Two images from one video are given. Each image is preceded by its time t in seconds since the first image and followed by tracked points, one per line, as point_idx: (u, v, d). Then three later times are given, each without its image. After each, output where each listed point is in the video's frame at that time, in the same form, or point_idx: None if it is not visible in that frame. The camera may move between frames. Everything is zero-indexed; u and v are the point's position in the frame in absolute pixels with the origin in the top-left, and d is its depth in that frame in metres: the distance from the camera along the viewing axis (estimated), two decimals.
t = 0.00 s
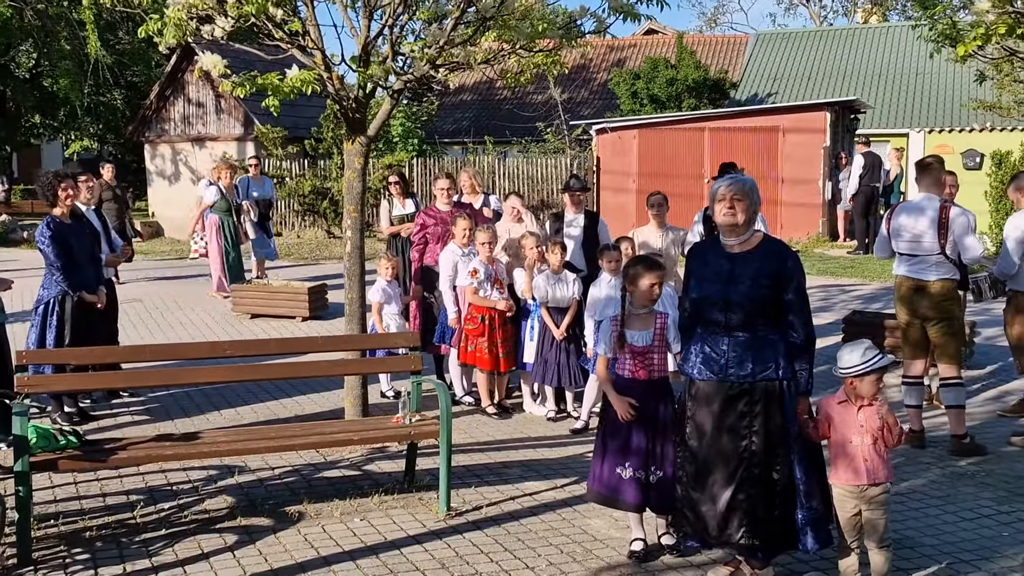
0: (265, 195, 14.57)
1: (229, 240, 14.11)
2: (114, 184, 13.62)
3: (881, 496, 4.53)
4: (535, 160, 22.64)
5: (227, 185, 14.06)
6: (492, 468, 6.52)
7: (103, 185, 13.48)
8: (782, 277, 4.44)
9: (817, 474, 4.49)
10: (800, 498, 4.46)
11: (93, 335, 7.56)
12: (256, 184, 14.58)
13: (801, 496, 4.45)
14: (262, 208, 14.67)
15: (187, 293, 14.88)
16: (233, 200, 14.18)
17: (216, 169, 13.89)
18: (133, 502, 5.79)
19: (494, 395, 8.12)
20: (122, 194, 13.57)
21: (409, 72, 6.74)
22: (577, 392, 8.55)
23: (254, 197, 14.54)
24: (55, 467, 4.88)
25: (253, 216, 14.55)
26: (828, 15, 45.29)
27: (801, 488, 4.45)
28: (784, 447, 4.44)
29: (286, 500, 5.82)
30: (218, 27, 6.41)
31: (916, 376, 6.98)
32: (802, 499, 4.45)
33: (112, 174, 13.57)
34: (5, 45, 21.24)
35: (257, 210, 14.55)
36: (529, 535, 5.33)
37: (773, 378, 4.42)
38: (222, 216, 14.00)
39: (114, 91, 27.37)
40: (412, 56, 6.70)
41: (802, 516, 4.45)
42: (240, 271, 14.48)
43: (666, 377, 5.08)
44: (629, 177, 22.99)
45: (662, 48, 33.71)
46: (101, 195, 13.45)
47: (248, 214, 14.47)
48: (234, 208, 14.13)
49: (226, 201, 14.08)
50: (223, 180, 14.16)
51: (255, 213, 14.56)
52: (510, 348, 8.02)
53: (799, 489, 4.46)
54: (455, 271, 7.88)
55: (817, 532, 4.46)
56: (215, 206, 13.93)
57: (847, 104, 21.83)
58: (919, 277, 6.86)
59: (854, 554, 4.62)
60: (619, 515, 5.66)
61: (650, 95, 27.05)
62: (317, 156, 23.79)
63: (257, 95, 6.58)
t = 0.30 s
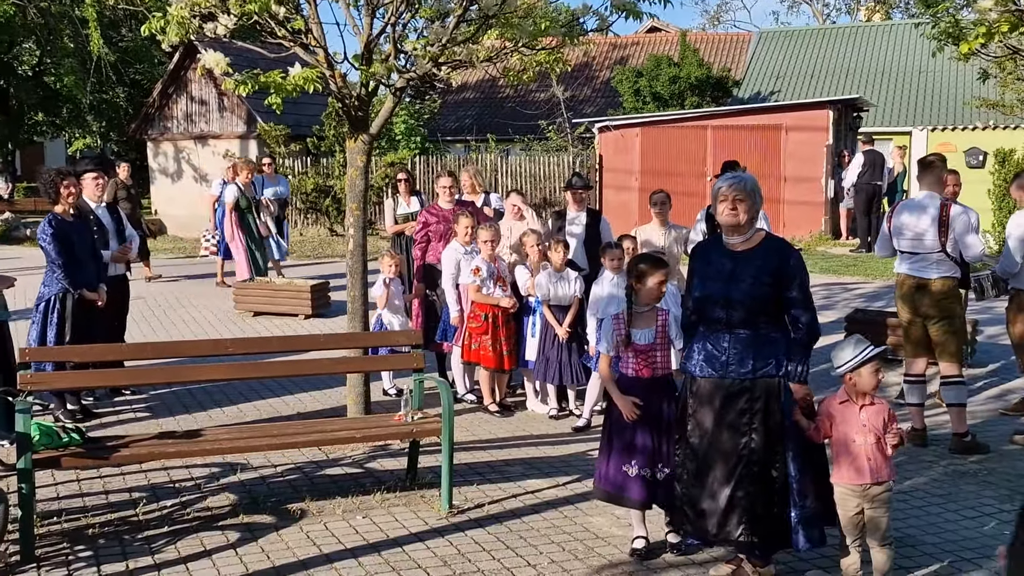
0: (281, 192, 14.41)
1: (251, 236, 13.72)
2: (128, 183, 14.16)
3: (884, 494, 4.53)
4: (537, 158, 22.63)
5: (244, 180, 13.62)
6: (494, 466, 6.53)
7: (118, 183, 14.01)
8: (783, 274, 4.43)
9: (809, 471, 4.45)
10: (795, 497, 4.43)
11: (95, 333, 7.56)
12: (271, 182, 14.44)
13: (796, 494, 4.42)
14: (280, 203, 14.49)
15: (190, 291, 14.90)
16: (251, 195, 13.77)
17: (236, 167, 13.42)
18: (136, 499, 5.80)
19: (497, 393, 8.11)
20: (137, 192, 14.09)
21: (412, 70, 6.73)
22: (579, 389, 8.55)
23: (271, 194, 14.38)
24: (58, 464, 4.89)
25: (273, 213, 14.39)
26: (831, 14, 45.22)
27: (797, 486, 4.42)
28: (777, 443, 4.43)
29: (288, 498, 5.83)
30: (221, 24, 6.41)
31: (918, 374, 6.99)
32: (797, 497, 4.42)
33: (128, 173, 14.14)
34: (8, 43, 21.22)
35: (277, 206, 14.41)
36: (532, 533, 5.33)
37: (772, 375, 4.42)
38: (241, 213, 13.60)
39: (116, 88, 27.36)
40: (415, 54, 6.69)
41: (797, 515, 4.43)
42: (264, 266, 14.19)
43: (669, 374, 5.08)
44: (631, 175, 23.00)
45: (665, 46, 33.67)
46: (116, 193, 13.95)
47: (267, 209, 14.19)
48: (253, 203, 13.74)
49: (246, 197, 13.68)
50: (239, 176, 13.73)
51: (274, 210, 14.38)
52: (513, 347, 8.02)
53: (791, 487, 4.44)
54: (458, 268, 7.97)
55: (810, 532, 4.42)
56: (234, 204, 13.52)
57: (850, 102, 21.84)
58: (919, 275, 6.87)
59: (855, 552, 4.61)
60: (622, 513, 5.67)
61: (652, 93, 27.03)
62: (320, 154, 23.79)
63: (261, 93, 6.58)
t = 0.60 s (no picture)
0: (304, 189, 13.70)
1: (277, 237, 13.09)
2: (154, 180, 14.61)
3: (893, 492, 4.52)
4: (545, 155, 22.61)
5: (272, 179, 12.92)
6: (502, 463, 6.54)
7: (143, 178, 14.43)
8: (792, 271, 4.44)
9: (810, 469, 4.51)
10: (795, 493, 4.49)
11: (104, 329, 7.60)
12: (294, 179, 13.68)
13: (796, 491, 4.49)
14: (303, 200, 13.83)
15: (199, 288, 14.92)
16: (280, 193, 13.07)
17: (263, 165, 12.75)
18: (145, 495, 5.82)
19: (505, 390, 8.10)
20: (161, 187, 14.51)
21: (420, 67, 6.74)
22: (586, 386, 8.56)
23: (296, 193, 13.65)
24: (67, 460, 4.91)
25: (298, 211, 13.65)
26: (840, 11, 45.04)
27: (797, 482, 4.49)
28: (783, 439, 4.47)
29: (296, 494, 5.84)
30: (229, 21, 6.42)
31: (925, 372, 6.95)
32: (798, 494, 4.49)
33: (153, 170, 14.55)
34: (17, 41, 21.27)
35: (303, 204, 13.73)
36: (540, 529, 5.34)
37: (781, 371, 4.43)
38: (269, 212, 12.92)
39: (125, 85, 27.44)
40: (422, 52, 6.71)
41: (796, 512, 4.50)
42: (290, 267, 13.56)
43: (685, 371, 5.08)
44: (640, 172, 23.01)
45: (673, 43, 33.61)
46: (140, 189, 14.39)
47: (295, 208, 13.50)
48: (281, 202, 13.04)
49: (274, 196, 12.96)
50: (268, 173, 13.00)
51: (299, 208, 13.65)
52: (521, 344, 8.02)
53: (792, 483, 4.48)
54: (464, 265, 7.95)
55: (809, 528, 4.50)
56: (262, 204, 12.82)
57: (859, 100, 21.77)
58: (930, 273, 6.86)
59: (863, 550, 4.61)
60: (630, 510, 5.67)
61: (661, 89, 26.99)
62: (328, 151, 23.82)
63: (269, 91, 6.59)
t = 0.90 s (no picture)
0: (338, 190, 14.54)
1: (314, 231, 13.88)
2: (187, 181, 14.74)
3: (914, 492, 4.49)
4: (565, 153, 22.60)
5: (312, 176, 13.78)
6: (522, 461, 6.54)
7: (176, 180, 14.60)
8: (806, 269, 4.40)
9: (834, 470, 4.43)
10: (818, 494, 4.42)
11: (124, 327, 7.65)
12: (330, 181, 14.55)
13: (818, 493, 4.41)
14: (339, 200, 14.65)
15: (221, 287, 15.00)
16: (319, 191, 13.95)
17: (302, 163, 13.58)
18: (167, 492, 5.86)
19: (525, 389, 8.10)
20: (194, 189, 14.66)
21: (440, 66, 6.75)
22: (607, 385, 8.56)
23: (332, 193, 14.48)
24: (91, 457, 4.96)
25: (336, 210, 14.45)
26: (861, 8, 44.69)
27: (818, 484, 4.41)
28: (803, 439, 4.42)
29: (317, 492, 5.87)
30: (250, 21, 6.45)
31: (950, 371, 6.88)
32: (819, 496, 4.41)
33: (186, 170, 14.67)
34: (40, 42, 21.46)
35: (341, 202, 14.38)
36: (560, 528, 5.34)
37: (794, 370, 4.41)
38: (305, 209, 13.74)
39: (147, 85, 27.63)
40: (443, 51, 6.72)
41: (820, 513, 4.42)
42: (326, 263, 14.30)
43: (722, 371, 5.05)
44: (660, 171, 23.00)
45: (694, 41, 33.51)
46: (172, 190, 14.55)
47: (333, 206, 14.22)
48: (320, 199, 13.90)
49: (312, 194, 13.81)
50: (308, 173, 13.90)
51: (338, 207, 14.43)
52: (540, 343, 8.01)
53: (813, 484, 4.43)
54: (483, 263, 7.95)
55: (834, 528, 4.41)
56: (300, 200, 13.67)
57: (881, 97, 21.57)
58: (957, 272, 6.80)
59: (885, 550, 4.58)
60: (651, 509, 5.66)
61: (681, 87, 26.92)
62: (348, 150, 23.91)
63: (290, 90, 6.63)
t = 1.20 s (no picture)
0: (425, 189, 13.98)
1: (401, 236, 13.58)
2: (269, 180, 14.99)
3: (993, 497, 4.38)
4: (632, 153, 22.51)
5: (394, 181, 13.44)
6: (591, 461, 6.53)
7: (258, 181, 14.89)
8: (880, 267, 4.29)
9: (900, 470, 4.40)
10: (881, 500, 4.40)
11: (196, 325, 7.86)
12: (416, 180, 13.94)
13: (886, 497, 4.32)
14: (424, 202, 14.21)
15: (292, 286, 15.24)
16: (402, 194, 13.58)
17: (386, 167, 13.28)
18: (241, 487, 5.98)
19: (593, 389, 8.06)
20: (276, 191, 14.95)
21: (509, 67, 6.78)
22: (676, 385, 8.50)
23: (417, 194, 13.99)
24: (169, 452, 5.07)
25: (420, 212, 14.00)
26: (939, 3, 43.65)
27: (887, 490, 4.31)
28: (871, 441, 4.35)
29: (387, 489, 5.93)
30: (322, 25, 6.54)
31: None
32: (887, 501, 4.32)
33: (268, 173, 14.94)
34: (118, 48, 22.11)
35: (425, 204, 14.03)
36: (629, 529, 5.32)
37: (864, 371, 4.31)
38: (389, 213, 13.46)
39: (220, 89, 28.17)
40: (511, 51, 6.75)
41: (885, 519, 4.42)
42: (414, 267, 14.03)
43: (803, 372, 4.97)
44: (730, 169, 22.63)
45: (763, 38, 33.11)
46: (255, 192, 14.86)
47: (416, 208, 13.87)
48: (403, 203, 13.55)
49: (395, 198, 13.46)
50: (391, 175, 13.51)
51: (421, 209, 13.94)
52: (608, 343, 7.97)
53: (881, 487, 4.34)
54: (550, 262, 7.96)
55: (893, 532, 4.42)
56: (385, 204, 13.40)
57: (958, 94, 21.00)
58: None
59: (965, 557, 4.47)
60: (721, 511, 5.60)
61: (751, 85, 26.61)
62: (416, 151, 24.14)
63: (361, 92, 6.71)
